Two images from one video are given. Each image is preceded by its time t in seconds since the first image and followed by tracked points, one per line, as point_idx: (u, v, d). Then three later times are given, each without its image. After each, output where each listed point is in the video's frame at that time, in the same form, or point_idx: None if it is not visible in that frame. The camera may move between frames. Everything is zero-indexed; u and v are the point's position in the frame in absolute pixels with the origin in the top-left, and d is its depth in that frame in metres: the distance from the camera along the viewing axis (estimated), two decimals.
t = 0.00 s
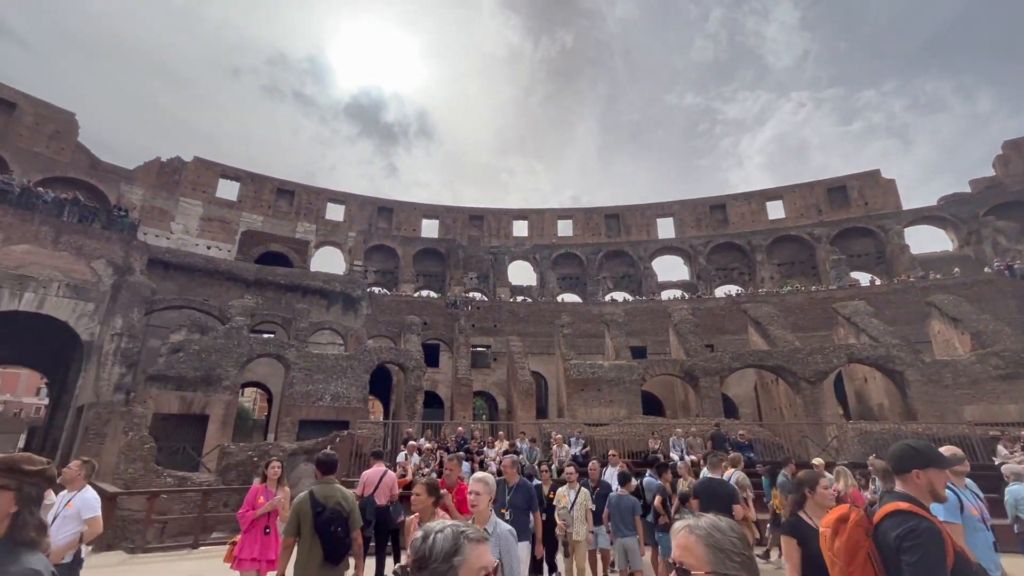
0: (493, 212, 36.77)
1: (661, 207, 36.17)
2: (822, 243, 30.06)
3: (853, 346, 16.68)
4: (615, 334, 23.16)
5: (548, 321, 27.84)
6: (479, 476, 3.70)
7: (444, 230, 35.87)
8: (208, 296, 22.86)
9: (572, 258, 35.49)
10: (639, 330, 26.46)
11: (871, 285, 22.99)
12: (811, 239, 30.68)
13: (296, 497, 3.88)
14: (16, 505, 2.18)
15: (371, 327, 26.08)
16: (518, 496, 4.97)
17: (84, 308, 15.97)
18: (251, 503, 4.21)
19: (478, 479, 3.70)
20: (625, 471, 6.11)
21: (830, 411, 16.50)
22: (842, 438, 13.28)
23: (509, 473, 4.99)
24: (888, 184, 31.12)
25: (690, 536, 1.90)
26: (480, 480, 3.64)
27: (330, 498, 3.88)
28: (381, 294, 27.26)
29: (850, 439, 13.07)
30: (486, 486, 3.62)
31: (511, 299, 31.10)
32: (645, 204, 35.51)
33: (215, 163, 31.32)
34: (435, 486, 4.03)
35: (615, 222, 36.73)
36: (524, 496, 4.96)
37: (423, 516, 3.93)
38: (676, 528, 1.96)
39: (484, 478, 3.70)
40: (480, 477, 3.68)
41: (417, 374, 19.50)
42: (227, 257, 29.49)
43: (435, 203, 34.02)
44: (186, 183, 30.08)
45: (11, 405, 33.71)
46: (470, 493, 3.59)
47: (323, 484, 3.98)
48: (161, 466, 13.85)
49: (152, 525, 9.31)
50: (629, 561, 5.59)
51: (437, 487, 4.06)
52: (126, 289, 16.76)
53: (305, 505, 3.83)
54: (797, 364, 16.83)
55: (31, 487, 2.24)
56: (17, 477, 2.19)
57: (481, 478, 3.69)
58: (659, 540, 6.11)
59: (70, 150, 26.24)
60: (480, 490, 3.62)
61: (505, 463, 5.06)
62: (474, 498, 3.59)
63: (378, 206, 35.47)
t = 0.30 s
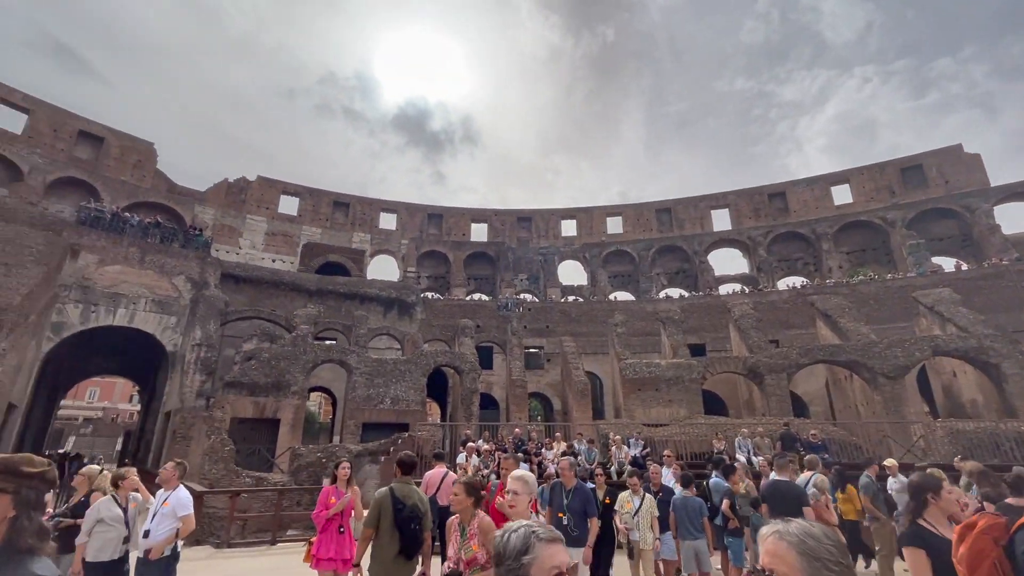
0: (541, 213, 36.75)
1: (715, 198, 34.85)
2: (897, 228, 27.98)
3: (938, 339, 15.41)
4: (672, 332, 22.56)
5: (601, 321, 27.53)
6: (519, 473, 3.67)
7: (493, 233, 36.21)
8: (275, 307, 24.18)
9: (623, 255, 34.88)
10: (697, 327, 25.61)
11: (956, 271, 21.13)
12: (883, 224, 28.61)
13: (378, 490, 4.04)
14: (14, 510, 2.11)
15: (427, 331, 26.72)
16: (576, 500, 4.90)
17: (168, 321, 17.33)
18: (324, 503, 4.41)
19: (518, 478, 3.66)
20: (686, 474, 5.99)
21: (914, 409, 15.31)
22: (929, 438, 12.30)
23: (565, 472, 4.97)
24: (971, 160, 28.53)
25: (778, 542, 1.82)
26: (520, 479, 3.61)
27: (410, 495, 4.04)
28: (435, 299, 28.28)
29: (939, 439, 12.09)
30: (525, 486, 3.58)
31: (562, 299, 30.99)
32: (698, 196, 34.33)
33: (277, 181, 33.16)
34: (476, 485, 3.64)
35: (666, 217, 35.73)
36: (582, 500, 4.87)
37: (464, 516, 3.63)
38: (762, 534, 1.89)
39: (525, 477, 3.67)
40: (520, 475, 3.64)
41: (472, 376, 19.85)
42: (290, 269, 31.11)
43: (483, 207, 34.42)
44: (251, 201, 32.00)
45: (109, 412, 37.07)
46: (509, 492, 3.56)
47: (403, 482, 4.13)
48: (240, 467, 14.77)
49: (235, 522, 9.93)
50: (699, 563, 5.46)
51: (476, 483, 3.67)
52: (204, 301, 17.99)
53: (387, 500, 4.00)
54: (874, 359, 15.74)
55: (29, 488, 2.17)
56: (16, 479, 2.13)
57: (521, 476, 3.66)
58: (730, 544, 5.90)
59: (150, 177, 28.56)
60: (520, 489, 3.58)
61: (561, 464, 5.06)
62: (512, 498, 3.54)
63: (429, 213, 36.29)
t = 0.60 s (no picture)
0: (588, 211, 36.35)
1: (772, 186, 33.24)
2: (981, 207, 25.67)
3: None
4: (730, 328, 21.73)
5: (655, 319, 26.90)
6: (540, 482, 2.75)
7: (540, 234, 36.18)
8: (335, 314, 25.22)
9: (675, 251, 33.93)
10: (757, 322, 24.51)
11: None
12: (965, 205, 26.32)
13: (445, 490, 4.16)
14: (10, 523, 2.21)
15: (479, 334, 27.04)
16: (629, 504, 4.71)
17: (239, 330, 18.46)
18: (390, 500, 4.59)
19: (540, 487, 2.73)
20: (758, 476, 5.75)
21: (1010, 405, 13.98)
22: None
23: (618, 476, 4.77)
24: None
25: (889, 550, 1.69)
26: (541, 488, 2.67)
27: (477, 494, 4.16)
28: (485, 302, 28.60)
29: None
30: (545, 496, 2.64)
31: (613, 298, 30.53)
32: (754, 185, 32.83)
33: (332, 194, 34.64)
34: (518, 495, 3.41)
35: (720, 209, 34.44)
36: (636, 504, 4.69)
37: (504, 526, 3.39)
38: (870, 542, 1.77)
39: (550, 487, 2.71)
40: (541, 484, 2.70)
41: (526, 378, 19.96)
42: (347, 278, 32.41)
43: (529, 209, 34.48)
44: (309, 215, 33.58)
45: (189, 417, 39.93)
46: (527, 503, 2.67)
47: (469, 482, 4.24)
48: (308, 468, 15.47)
49: (307, 521, 10.38)
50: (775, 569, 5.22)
51: (518, 492, 3.45)
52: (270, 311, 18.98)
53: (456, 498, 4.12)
54: (960, 352, 14.50)
55: (24, 500, 2.25)
56: (11, 490, 2.21)
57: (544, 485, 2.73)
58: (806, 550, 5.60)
59: (218, 196, 30.57)
60: (540, 501, 2.64)
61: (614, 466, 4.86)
62: (531, 509, 2.65)
63: (476, 217, 36.76)
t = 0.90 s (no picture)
0: (635, 208, 35.58)
1: (833, 170, 31.35)
2: None
3: None
4: (792, 322, 20.70)
5: (710, 315, 25.98)
6: (559, 480, 2.66)
7: (587, 233, 35.77)
8: (388, 320, 25.96)
9: (729, 243, 32.67)
10: (822, 315, 23.16)
11: None
12: None
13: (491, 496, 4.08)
14: None
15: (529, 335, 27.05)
16: (690, 510, 4.42)
17: (300, 338, 19.37)
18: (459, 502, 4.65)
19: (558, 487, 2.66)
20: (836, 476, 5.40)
21: None
22: None
23: (677, 479, 4.43)
24: None
25: None
26: (559, 489, 2.59)
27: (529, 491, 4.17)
28: (534, 303, 28.60)
29: None
30: (563, 495, 2.57)
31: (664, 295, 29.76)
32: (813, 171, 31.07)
33: (381, 203, 35.72)
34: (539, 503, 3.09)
35: (776, 197, 32.83)
36: (697, 509, 4.38)
37: (532, 539, 3.09)
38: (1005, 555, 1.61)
39: (570, 486, 2.63)
40: (560, 483, 2.61)
41: (577, 379, 19.82)
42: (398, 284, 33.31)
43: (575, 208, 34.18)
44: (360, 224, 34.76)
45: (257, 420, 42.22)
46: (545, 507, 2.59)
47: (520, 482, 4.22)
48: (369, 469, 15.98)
49: (370, 520, 10.72)
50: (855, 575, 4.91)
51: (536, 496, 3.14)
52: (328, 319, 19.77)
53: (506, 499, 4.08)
54: None
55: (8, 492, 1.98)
56: None
57: (563, 483, 2.63)
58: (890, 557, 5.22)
59: (276, 211, 32.23)
60: (559, 503, 2.57)
61: (672, 469, 4.52)
62: (550, 514, 2.57)
63: (521, 218, 36.82)
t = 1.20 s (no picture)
0: (682, 201, 34.55)
1: (899, 150, 29.28)
2: None
3: None
4: (859, 315, 19.52)
5: (767, 309, 24.87)
6: (578, 488, 2.56)
7: (632, 229, 35.08)
8: (437, 323, 26.44)
9: (785, 234, 31.17)
10: (893, 306, 21.65)
11: None
12: None
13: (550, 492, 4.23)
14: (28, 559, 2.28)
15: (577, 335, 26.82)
16: (756, 512, 4.07)
17: (355, 343, 20.08)
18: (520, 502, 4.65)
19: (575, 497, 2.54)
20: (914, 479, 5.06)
21: None
22: None
23: (740, 479, 4.11)
24: None
25: None
26: (574, 497, 2.48)
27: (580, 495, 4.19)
28: (581, 303, 28.37)
29: None
30: (577, 505, 2.45)
31: (716, 290, 28.76)
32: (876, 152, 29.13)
33: (426, 209, 36.45)
34: (550, 497, 3.19)
35: (835, 182, 31.01)
36: (764, 511, 4.05)
37: (544, 535, 3.15)
38: None
39: (588, 494, 2.51)
40: (575, 491, 2.51)
41: (628, 378, 19.50)
42: (446, 287, 33.89)
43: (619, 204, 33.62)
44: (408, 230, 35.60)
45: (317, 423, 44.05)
46: (557, 515, 2.48)
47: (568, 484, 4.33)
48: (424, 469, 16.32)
49: (427, 519, 10.92)
50: None
51: (551, 495, 3.20)
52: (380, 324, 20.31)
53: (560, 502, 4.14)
54: None
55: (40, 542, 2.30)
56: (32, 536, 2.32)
57: (579, 492, 2.51)
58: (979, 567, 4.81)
59: (328, 221, 33.60)
60: (572, 512, 2.45)
61: (735, 469, 4.21)
62: (560, 524, 2.46)
63: (565, 217, 36.56)
